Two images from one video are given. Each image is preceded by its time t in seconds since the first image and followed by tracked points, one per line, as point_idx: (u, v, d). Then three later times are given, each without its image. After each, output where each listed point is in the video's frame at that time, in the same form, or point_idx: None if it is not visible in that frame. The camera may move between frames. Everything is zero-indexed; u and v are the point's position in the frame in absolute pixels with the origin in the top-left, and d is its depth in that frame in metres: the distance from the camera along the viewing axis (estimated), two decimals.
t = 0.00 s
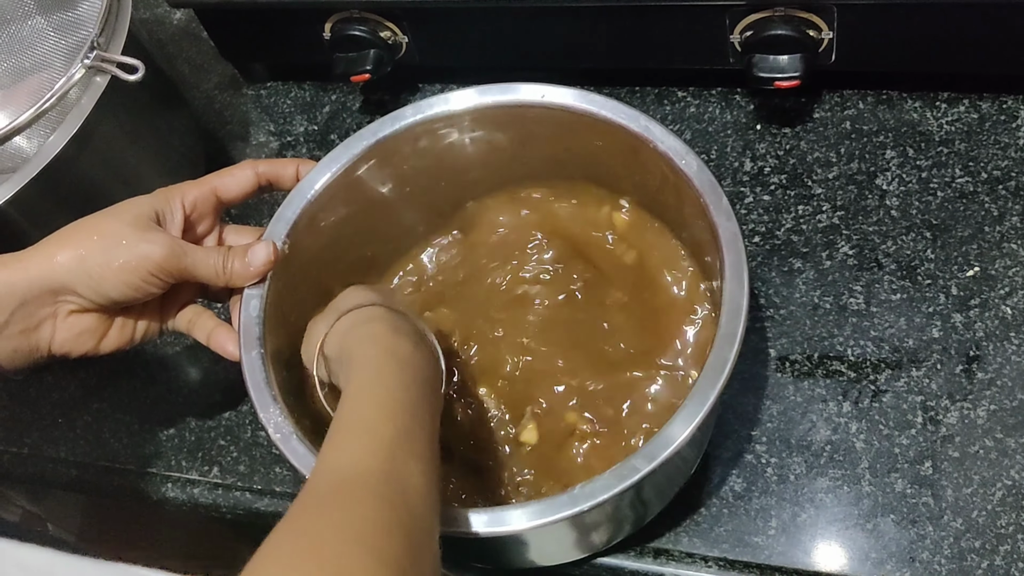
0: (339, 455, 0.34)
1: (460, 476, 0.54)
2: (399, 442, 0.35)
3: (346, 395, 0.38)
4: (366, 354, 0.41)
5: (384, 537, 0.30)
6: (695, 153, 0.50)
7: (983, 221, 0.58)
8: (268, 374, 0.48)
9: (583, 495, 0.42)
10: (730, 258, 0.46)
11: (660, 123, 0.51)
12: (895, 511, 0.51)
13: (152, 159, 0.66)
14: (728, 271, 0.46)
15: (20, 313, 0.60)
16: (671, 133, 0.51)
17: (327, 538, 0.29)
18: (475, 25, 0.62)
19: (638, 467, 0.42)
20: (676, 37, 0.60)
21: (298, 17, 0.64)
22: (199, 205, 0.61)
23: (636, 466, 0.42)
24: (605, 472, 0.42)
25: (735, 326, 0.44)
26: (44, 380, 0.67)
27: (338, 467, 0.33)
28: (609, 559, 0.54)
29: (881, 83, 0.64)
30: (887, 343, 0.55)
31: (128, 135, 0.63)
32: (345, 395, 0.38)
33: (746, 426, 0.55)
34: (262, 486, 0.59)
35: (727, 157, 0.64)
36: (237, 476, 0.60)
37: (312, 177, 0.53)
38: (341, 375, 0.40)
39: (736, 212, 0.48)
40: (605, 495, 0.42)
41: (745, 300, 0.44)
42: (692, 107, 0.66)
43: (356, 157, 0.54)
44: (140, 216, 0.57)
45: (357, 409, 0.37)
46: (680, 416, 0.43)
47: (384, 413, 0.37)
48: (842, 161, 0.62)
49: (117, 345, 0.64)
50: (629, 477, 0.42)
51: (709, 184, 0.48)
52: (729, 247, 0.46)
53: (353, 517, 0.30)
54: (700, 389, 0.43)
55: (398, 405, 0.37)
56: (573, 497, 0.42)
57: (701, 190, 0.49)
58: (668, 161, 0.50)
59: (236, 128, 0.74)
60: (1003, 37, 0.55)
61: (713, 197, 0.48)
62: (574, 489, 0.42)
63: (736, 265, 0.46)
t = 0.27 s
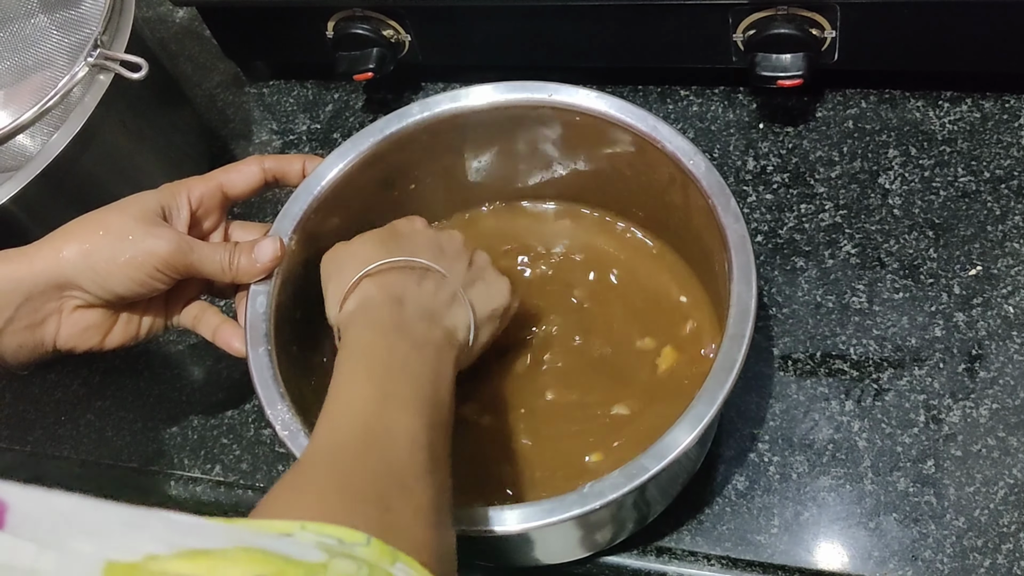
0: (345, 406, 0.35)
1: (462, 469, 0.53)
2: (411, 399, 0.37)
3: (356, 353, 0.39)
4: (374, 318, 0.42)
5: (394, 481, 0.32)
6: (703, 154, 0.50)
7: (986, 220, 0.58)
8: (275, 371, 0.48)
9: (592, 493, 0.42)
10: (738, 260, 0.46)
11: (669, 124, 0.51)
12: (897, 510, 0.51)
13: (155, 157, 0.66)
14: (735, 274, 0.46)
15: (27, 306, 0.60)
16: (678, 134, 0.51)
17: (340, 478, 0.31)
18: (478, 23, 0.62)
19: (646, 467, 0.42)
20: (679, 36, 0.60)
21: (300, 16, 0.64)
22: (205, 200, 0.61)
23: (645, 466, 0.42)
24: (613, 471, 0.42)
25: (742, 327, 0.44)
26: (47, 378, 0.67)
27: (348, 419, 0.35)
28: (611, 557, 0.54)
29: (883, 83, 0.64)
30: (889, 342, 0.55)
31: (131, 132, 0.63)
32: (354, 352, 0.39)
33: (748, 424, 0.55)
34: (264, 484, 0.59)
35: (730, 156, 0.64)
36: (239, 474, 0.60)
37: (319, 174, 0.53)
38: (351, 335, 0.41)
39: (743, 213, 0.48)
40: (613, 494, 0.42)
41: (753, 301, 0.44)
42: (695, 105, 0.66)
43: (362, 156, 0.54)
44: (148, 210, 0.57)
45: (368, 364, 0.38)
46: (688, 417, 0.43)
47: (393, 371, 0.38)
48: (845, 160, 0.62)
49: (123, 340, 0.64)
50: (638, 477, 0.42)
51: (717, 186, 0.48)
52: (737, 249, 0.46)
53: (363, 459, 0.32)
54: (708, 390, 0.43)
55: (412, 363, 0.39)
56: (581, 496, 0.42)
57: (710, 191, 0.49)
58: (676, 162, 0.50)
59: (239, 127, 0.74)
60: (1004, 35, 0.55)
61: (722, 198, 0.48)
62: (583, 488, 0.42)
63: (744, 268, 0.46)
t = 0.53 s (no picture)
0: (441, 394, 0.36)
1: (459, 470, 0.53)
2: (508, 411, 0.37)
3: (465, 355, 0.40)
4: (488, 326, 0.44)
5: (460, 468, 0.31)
6: (696, 150, 0.50)
7: (985, 220, 0.58)
8: (271, 372, 0.48)
9: (587, 492, 0.42)
10: (732, 256, 0.46)
11: (662, 120, 0.51)
12: (896, 510, 0.51)
13: (154, 156, 0.66)
14: (728, 269, 0.46)
15: (23, 307, 0.60)
16: (671, 130, 0.51)
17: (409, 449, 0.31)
18: (478, 23, 0.62)
19: (641, 464, 0.42)
20: (679, 35, 0.60)
21: (300, 15, 0.64)
22: (202, 201, 0.61)
23: (639, 463, 0.42)
24: (608, 469, 0.42)
25: (736, 324, 0.44)
26: (45, 378, 0.67)
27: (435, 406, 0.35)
28: (609, 557, 0.54)
29: (882, 83, 0.64)
30: (888, 342, 0.55)
31: (130, 132, 0.63)
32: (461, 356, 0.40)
33: (747, 424, 0.55)
34: (263, 483, 0.59)
35: (728, 155, 0.64)
36: (238, 474, 0.60)
37: (315, 175, 0.53)
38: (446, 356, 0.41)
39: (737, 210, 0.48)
40: (608, 491, 0.42)
41: (747, 298, 0.44)
42: (695, 105, 0.66)
43: (358, 155, 0.54)
44: (143, 213, 0.57)
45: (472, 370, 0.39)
46: (682, 412, 0.43)
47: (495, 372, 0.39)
48: (844, 159, 0.62)
49: (118, 340, 0.65)
50: (632, 474, 0.42)
51: (710, 181, 0.48)
52: (730, 245, 0.46)
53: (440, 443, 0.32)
54: (702, 387, 0.43)
55: (517, 380, 0.39)
56: (576, 495, 0.42)
57: (703, 187, 0.49)
58: (671, 159, 0.50)
59: (238, 126, 0.74)
60: (1003, 35, 0.55)
61: (715, 193, 0.48)
62: (578, 487, 0.42)
63: (737, 262, 0.46)
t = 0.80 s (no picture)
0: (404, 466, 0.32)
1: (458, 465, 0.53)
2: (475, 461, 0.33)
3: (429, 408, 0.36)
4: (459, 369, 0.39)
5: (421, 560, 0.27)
6: (701, 154, 0.50)
7: (984, 222, 0.58)
8: (274, 372, 0.48)
9: (592, 495, 0.42)
10: (737, 260, 0.46)
11: (667, 125, 0.51)
12: (894, 511, 0.51)
13: (154, 157, 0.66)
14: (734, 273, 0.46)
15: (23, 314, 0.60)
16: (676, 134, 0.51)
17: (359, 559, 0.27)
18: (477, 24, 0.62)
19: (647, 467, 0.42)
20: (678, 37, 0.60)
21: (300, 16, 0.64)
22: (204, 202, 0.61)
23: (646, 466, 0.42)
24: (614, 472, 0.42)
25: (742, 328, 0.44)
26: (46, 378, 0.67)
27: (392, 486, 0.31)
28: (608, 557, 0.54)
29: (882, 84, 0.64)
30: (887, 343, 0.55)
31: (130, 133, 0.63)
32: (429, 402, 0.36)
33: (745, 425, 0.55)
34: (262, 484, 0.59)
35: (728, 157, 0.64)
36: (237, 474, 0.60)
37: (317, 175, 0.53)
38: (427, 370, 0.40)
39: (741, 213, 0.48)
40: (614, 494, 0.42)
41: (752, 301, 0.44)
42: (695, 107, 0.66)
43: (360, 157, 0.54)
44: (145, 215, 0.57)
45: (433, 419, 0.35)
46: (688, 419, 0.43)
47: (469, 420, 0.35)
48: (843, 161, 0.62)
49: (122, 343, 0.64)
50: (639, 477, 0.42)
51: (715, 185, 0.48)
52: (735, 248, 0.46)
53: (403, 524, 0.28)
54: (709, 390, 0.43)
55: (490, 381, 0.38)
56: (583, 497, 0.42)
57: (708, 192, 0.49)
58: (674, 162, 0.51)
59: (238, 127, 0.74)
60: (1001, 36, 0.55)
61: (720, 198, 0.48)
62: (583, 489, 0.42)
63: (743, 265, 0.46)
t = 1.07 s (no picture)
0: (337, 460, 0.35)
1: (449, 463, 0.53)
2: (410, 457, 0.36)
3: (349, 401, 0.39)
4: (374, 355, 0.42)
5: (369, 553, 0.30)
6: (690, 155, 0.50)
7: (982, 224, 0.58)
8: (264, 376, 0.48)
9: (577, 495, 0.42)
10: (724, 260, 0.46)
11: (656, 126, 0.51)
12: (891, 514, 0.51)
13: (151, 159, 0.66)
14: (722, 273, 0.46)
15: (17, 314, 0.60)
16: (665, 134, 0.51)
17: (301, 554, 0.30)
18: (475, 26, 0.62)
19: (631, 468, 0.42)
20: (676, 39, 0.60)
21: (297, 18, 0.64)
22: (196, 206, 0.61)
23: (630, 467, 0.42)
24: (598, 472, 0.42)
25: (728, 328, 0.44)
26: (42, 380, 0.67)
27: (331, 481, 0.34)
28: (604, 560, 0.54)
29: (881, 86, 0.64)
30: (885, 345, 0.55)
31: (127, 135, 0.63)
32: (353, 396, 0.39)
33: (742, 427, 0.55)
34: (258, 486, 0.59)
35: (725, 159, 0.64)
36: (233, 476, 0.60)
37: (310, 179, 0.53)
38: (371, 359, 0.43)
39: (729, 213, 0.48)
40: (598, 495, 0.42)
41: (740, 302, 0.44)
42: (692, 109, 0.66)
43: (352, 159, 0.54)
44: (137, 217, 0.57)
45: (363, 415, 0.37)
46: (675, 413, 0.43)
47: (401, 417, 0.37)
48: (841, 163, 0.62)
49: (114, 346, 0.64)
50: (623, 478, 0.42)
51: (703, 185, 0.48)
52: (723, 248, 0.46)
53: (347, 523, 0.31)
54: (694, 391, 0.43)
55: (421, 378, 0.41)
56: (567, 497, 0.42)
57: (696, 191, 0.49)
58: (663, 162, 0.50)
59: (236, 128, 0.74)
60: (998, 38, 0.55)
61: (708, 197, 0.48)
62: (568, 491, 0.42)
63: (730, 265, 0.46)
